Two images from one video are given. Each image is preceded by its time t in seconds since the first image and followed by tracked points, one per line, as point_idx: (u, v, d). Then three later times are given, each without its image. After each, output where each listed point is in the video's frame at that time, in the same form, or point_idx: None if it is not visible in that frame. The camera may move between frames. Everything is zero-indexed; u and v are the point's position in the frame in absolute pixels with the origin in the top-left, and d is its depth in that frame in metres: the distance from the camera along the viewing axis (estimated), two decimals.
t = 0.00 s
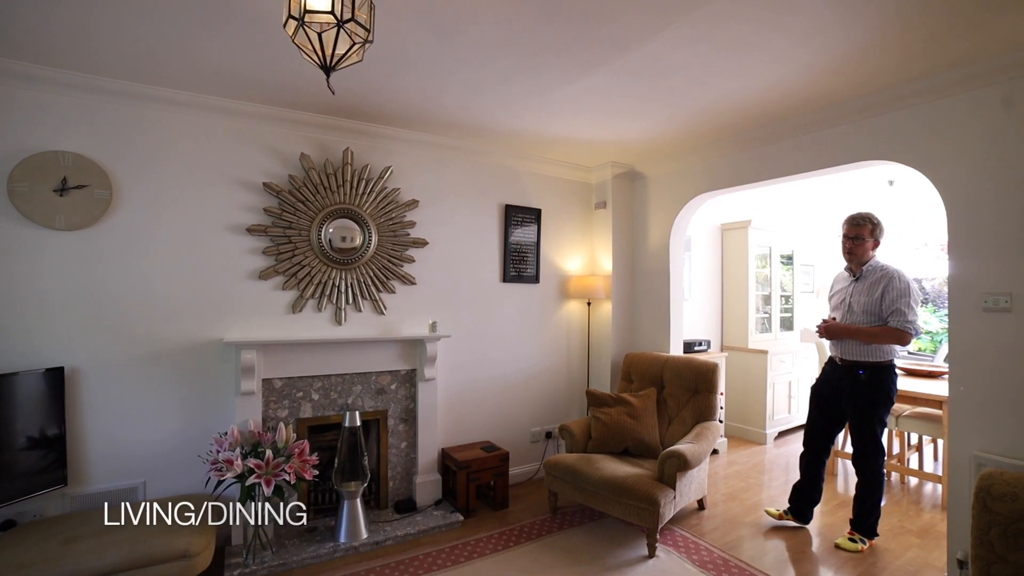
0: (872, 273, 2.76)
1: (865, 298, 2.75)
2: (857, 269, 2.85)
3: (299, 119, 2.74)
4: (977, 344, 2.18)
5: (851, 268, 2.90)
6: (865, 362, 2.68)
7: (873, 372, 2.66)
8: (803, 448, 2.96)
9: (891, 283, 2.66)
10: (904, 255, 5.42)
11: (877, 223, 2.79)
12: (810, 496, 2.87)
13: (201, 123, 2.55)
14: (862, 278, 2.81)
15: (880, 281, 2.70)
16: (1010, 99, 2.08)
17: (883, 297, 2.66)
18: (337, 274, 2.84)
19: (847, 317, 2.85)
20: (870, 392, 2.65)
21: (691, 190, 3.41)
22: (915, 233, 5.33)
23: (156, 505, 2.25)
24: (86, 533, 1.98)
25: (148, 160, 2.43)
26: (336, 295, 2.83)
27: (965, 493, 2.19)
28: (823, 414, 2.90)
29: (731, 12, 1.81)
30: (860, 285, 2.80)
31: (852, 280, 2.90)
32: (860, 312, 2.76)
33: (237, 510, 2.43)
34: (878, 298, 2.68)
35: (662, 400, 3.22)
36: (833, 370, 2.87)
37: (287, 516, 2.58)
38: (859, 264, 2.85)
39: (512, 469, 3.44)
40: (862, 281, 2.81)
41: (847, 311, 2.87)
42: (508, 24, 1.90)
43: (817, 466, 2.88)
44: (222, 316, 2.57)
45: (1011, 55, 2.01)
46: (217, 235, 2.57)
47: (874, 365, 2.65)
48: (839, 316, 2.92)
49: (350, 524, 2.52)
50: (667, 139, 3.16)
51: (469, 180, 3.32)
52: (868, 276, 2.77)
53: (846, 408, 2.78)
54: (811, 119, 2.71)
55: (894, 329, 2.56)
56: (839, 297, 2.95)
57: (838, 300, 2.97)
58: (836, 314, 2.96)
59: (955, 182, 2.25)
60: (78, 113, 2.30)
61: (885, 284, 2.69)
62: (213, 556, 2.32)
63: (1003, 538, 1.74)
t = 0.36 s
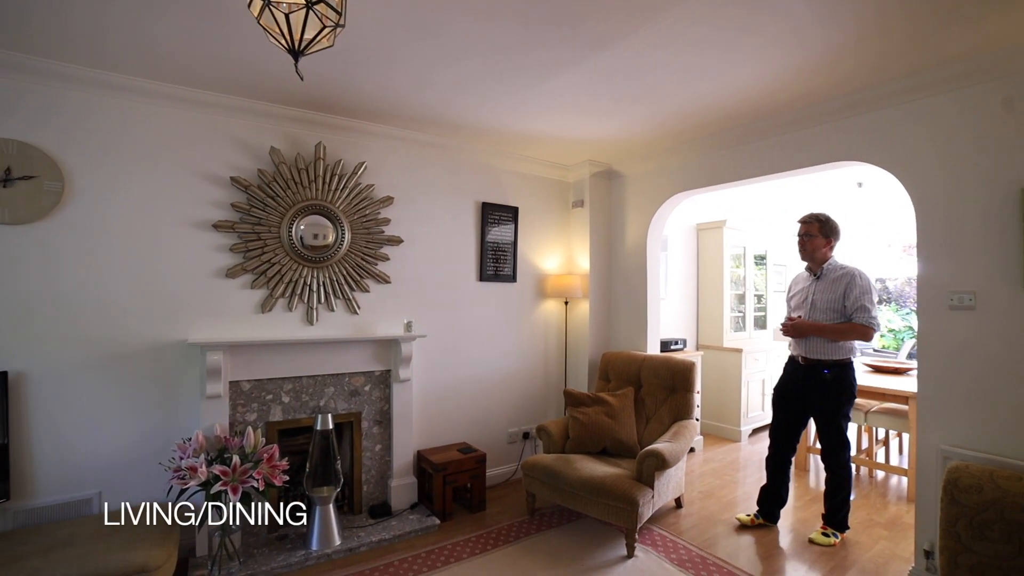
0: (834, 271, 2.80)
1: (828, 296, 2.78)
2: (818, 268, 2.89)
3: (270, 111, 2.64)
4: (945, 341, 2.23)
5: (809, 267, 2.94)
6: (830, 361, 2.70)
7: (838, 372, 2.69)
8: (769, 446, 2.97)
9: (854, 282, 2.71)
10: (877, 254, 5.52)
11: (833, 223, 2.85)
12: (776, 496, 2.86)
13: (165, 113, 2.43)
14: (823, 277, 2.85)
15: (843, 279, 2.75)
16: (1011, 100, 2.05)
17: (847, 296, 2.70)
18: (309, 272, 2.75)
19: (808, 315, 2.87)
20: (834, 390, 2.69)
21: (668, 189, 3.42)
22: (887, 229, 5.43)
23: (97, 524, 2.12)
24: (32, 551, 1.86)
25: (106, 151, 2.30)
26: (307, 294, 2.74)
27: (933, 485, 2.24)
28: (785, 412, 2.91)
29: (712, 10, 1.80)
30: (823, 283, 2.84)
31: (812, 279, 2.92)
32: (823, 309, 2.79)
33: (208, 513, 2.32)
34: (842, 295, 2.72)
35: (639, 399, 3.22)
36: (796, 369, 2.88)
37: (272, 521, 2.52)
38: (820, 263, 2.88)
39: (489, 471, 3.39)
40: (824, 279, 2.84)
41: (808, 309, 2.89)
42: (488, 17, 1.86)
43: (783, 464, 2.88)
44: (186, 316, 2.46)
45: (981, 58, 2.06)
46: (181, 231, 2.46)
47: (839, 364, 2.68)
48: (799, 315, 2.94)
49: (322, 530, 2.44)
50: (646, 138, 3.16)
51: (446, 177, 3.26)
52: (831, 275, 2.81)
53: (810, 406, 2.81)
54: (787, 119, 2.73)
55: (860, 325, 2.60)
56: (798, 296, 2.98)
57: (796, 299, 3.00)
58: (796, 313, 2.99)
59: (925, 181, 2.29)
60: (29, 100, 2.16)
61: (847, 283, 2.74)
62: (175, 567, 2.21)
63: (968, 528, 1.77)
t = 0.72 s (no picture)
0: (773, 270, 2.88)
1: (769, 295, 2.86)
2: (759, 268, 2.96)
3: (233, 104, 2.54)
4: (902, 339, 2.32)
5: (752, 267, 3.00)
6: (773, 358, 2.78)
7: (780, 368, 2.77)
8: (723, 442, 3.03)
9: (792, 280, 2.79)
10: (835, 256, 5.75)
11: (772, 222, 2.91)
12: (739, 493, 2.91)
13: (118, 103, 2.31)
14: (764, 276, 2.92)
15: (782, 278, 2.83)
16: (1012, 100, 2.03)
17: (786, 294, 2.78)
18: (274, 271, 2.65)
19: (752, 314, 2.94)
20: (777, 388, 2.77)
21: (638, 190, 3.46)
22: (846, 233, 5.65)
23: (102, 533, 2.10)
24: None
25: (56, 143, 2.18)
26: (272, 294, 2.65)
27: (890, 477, 2.32)
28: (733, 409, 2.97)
29: (685, 13, 1.81)
30: (763, 282, 2.91)
31: (754, 278, 2.99)
32: (765, 308, 2.86)
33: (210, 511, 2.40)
34: (781, 294, 2.80)
35: (610, 399, 3.24)
36: (741, 367, 2.94)
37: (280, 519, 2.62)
38: (761, 263, 2.95)
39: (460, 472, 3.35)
40: (765, 279, 2.91)
41: (752, 308, 2.96)
42: (462, 13, 1.83)
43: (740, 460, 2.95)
44: (141, 317, 2.34)
45: (935, 67, 2.15)
46: (136, 228, 2.34)
47: (781, 360, 2.76)
48: (744, 313, 3.01)
49: (287, 539, 2.35)
50: (617, 139, 3.19)
51: (416, 175, 3.21)
52: (771, 274, 2.88)
53: (758, 404, 2.87)
54: (754, 122, 2.80)
55: (798, 322, 2.68)
56: (743, 295, 3.05)
57: (742, 299, 3.06)
58: (742, 312, 3.05)
59: (884, 184, 2.38)
60: None
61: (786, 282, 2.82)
62: None
63: (922, 517, 1.84)
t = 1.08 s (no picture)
0: (717, 269, 2.97)
1: (715, 293, 2.94)
2: (702, 267, 3.04)
3: (189, 94, 2.43)
4: (857, 336, 2.41)
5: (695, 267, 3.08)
6: (721, 353, 2.86)
7: (728, 362, 2.86)
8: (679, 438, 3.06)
9: (736, 278, 2.89)
10: (794, 257, 5.99)
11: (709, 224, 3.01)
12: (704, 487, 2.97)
13: (62, 89, 2.17)
14: (708, 275, 3.00)
15: (725, 276, 2.92)
16: (1011, 99, 2.02)
17: (731, 292, 2.87)
18: (233, 269, 2.55)
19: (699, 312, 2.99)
20: (724, 382, 2.85)
21: (605, 190, 3.49)
22: (803, 235, 5.87)
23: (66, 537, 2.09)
24: None
25: None
26: (232, 292, 2.55)
27: (845, 468, 2.42)
28: (688, 403, 3.00)
29: (653, 16, 1.83)
30: (708, 281, 2.99)
31: (698, 278, 3.07)
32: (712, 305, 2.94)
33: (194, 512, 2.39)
34: (727, 292, 2.89)
35: (578, 397, 3.26)
36: (688, 364, 3.01)
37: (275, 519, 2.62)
38: (703, 262, 3.04)
39: (428, 474, 3.30)
40: (709, 277, 2.99)
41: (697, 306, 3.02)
42: (431, 8, 1.80)
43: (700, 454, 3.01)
44: (88, 318, 2.21)
45: (887, 76, 2.25)
46: (82, 223, 2.20)
47: (728, 354, 2.86)
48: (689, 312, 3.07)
49: (248, 548, 2.26)
50: (585, 139, 3.21)
51: (383, 172, 3.16)
52: (715, 274, 2.97)
53: (708, 402, 2.94)
54: (718, 125, 2.87)
55: (746, 315, 2.76)
56: (688, 294, 3.11)
57: (685, 298, 3.13)
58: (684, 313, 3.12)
59: (840, 187, 2.47)
60: None
61: (730, 280, 2.91)
62: None
63: (874, 504, 1.92)
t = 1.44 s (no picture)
0: (679, 270, 3.00)
1: (678, 292, 2.97)
2: (663, 269, 3.06)
3: (156, 87, 2.35)
4: (826, 334, 2.49)
5: (656, 269, 3.09)
6: (687, 351, 2.92)
7: (694, 359, 2.92)
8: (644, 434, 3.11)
9: (698, 278, 2.93)
10: (766, 258, 6.13)
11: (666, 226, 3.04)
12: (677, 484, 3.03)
13: (20, 80, 2.07)
14: (670, 276, 3.03)
15: (688, 276, 2.96)
16: (1011, 99, 2.02)
17: (695, 291, 2.91)
18: (203, 269, 2.48)
19: (662, 313, 3.02)
20: (689, 379, 2.91)
21: (582, 190, 3.52)
22: (774, 235, 6.02)
23: (22, 553, 2.00)
24: None
25: None
26: (201, 293, 2.48)
27: (815, 463, 2.49)
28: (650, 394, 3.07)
29: (630, 18, 1.86)
30: (671, 282, 3.02)
31: (660, 279, 3.09)
32: (676, 305, 2.97)
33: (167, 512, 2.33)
34: (690, 291, 2.93)
35: (555, 396, 3.27)
36: (653, 363, 3.06)
37: (253, 518, 2.55)
38: (664, 264, 3.06)
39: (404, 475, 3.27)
40: (672, 279, 3.02)
41: (661, 306, 3.03)
42: (408, 5, 1.78)
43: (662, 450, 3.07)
44: (48, 319, 2.12)
45: (853, 83, 2.33)
46: (41, 220, 2.11)
47: (694, 352, 2.92)
48: (653, 313, 3.09)
49: (219, 555, 2.18)
50: (563, 139, 3.23)
51: (358, 170, 3.11)
52: (677, 274, 3.00)
53: (674, 400, 2.98)
54: (692, 128, 2.92)
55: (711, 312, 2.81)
56: (650, 296, 3.14)
57: (648, 300, 3.15)
58: (649, 316, 3.14)
59: (809, 190, 2.55)
60: None
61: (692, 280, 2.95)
62: None
63: (842, 497, 1.98)
